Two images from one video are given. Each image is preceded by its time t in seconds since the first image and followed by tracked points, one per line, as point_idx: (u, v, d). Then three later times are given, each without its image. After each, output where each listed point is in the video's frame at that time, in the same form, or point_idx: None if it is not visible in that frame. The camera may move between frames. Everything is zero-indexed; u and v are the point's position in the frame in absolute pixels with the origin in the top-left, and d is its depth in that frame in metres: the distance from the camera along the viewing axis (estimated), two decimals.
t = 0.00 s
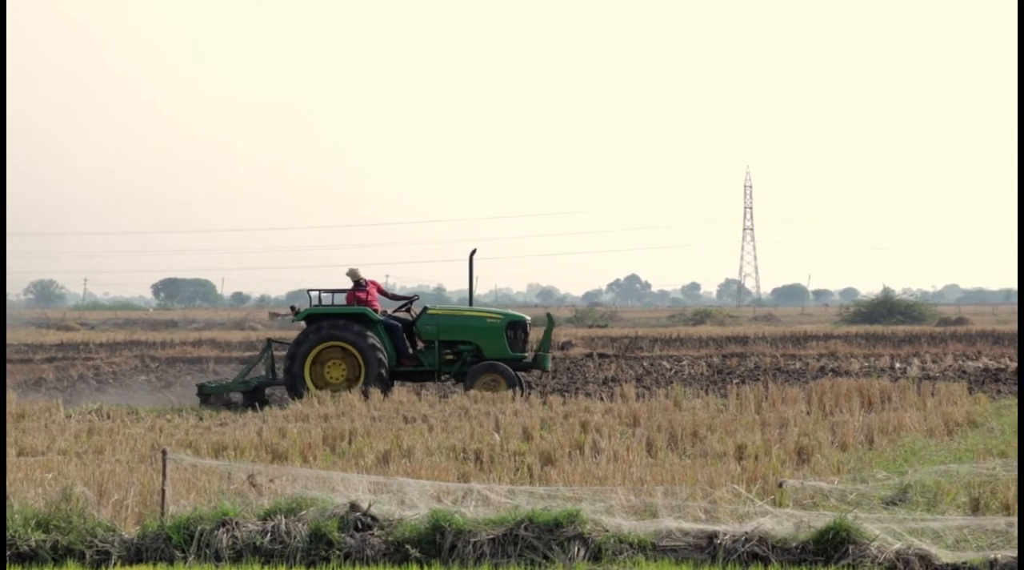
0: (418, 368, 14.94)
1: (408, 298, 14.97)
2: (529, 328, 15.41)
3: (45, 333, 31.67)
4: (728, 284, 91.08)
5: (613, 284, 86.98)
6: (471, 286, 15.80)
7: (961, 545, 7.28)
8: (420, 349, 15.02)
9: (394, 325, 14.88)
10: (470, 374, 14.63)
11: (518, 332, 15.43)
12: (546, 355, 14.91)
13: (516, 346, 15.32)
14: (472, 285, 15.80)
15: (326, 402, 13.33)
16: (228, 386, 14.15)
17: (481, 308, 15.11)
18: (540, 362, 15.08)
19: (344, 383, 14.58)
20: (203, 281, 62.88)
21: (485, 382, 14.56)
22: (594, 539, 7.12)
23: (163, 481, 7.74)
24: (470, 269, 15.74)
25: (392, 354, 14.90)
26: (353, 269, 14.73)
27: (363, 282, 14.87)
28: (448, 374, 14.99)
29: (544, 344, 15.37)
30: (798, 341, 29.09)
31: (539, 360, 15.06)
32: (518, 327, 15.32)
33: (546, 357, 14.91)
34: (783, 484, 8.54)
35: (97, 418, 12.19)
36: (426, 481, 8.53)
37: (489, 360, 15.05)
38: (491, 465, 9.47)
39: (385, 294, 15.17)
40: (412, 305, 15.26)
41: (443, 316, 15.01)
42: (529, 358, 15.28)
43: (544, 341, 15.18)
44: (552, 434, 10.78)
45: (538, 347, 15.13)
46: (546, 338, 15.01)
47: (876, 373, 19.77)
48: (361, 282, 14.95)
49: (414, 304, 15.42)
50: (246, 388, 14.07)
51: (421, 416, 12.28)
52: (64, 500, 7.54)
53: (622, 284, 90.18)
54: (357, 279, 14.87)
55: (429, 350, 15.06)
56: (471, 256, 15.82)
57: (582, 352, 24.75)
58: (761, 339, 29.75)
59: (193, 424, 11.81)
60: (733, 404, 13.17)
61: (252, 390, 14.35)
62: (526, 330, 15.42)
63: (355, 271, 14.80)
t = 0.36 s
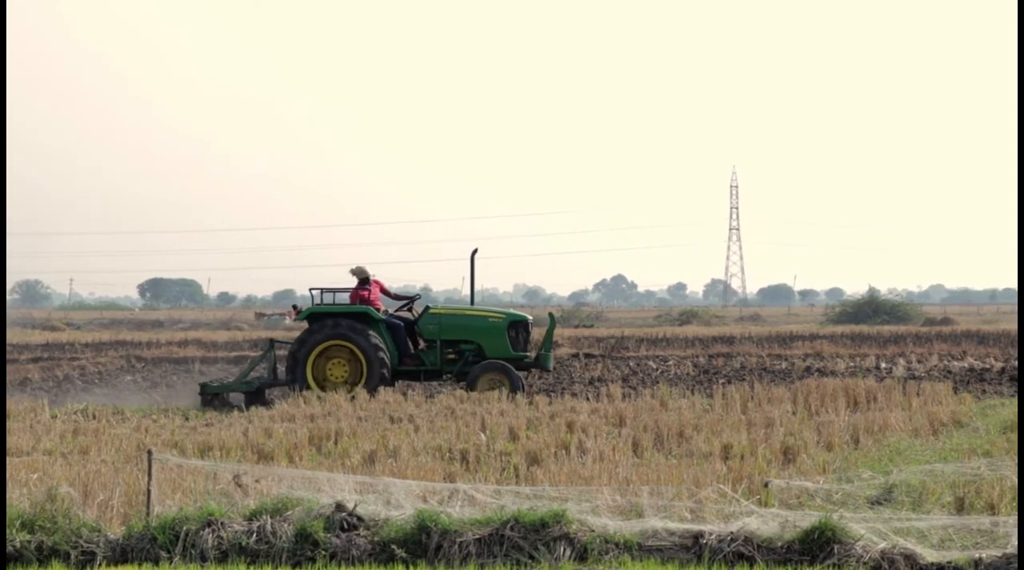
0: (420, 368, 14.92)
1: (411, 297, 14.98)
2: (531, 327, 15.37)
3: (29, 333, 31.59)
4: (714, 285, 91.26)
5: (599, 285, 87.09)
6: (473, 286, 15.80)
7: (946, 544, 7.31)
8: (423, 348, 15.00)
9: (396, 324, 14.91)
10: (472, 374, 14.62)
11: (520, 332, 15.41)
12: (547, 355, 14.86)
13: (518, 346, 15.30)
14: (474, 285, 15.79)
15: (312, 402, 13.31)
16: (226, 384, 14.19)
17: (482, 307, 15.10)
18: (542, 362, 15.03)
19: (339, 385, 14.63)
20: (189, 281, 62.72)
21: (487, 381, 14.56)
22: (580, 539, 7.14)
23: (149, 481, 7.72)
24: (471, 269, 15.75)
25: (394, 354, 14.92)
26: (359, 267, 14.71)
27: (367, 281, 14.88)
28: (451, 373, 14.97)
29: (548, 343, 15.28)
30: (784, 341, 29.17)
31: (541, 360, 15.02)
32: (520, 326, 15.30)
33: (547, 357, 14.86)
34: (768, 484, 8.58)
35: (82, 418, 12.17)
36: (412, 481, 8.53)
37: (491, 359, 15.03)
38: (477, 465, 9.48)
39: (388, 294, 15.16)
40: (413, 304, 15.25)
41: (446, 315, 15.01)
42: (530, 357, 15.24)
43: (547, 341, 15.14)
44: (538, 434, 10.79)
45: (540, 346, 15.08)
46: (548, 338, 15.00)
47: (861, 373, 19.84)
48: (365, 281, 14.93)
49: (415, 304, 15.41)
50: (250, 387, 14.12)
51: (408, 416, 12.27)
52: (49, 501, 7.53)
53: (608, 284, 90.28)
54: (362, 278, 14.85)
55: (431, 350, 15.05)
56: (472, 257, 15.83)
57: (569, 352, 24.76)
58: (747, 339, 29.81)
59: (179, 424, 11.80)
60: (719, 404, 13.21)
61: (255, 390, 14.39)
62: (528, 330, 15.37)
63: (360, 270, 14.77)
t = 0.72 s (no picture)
0: (422, 368, 14.91)
1: (412, 299, 15.04)
2: (532, 327, 15.37)
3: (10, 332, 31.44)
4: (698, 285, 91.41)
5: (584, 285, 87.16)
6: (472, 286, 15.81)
7: (928, 544, 7.36)
8: (424, 348, 15.02)
9: (397, 324, 14.91)
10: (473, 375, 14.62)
11: (521, 331, 15.40)
12: (547, 355, 14.83)
13: (519, 345, 15.30)
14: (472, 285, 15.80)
15: (295, 402, 13.30)
16: (227, 386, 14.23)
17: (484, 306, 15.13)
18: (544, 361, 15.00)
19: (331, 384, 14.64)
20: (172, 281, 62.51)
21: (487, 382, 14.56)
22: (563, 539, 7.16)
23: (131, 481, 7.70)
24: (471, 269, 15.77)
25: (395, 353, 14.93)
26: (365, 265, 14.75)
27: (371, 280, 14.92)
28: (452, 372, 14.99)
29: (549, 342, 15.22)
30: (767, 341, 29.23)
31: (543, 358, 15.01)
32: (521, 326, 15.29)
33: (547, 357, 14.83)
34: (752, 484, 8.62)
35: (65, 418, 12.12)
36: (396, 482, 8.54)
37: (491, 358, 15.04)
38: (461, 465, 9.49)
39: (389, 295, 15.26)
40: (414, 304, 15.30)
41: (448, 314, 15.04)
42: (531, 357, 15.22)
43: (548, 340, 15.14)
44: (522, 434, 10.81)
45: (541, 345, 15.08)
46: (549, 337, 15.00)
47: (844, 373, 19.89)
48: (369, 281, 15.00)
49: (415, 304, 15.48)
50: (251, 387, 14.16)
51: (391, 416, 12.26)
52: (31, 501, 7.51)
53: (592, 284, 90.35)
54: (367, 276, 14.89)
55: (432, 350, 15.06)
56: (472, 257, 15.85)
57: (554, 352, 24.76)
58: (730, 339, 29.86)
59: (162, 424, 11.78)
60: (702, 404, 13.25)
61: (257, 391, 14.42)
62: (530, 329, 15.35)
63: (366, 268, 14.80)
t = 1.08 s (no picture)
0: (423, 368, 14.91)
1: (412, 298, 15.03)
2: (533, 326, 15.39)
3: None
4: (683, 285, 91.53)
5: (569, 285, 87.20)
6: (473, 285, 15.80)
7: (912, 543, 7.40)
8: (424, 348, 15.02)
9: (398, 323, 14.90)
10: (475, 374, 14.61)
11: (522, 330, 15.42)
12: (549, 355, 14.85)
13: (519, 344, 15.31)
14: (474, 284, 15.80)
15: (281, 402, 13.28)
16: (228, 386, 14.27)
17: (485, 306, 15.13)
18: (545, 361, 15.00)
19: (328, 381, 14.67)
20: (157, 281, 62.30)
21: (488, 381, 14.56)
22: (549, 539, 7.17)
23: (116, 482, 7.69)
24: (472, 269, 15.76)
25: (396, 353, 14.93)
26: (367, 266, 14.72)
27: (373, 281, 14.89)
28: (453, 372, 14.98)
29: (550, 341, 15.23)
30: (752, 341, 29.26)
31: (545, 358, 15.00)
32: (522, 325, 15.31)
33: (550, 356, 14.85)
34: (737, 484, 8.65)
35: (49, 419, 12.07)
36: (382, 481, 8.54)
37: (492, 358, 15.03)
38: (446, 465, 9.49)
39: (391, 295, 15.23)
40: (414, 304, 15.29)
41: (449, 314, 15.04)
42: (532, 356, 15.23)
43: (548, 340, 15.13)
44: (507, 434, 10.81)
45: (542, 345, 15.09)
46: (550, 337, 15.03)
47: (829, 373, 19.91)
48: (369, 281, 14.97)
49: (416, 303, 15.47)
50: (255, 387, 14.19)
51: (377, 416, 12.25)
52: (15, 502, 7.48)
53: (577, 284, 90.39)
54: (368, 276, 14.84)
55: (433, 349, 15.06)
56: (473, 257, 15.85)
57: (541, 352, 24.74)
58: (715, 339, 29.88)
59: (147, 424, 11.75)
60: (687, 403, 13.29)
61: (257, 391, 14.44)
62: (531, 328, 15.36)
63: (368, 268, 14.76)
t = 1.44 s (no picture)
0: (425, 368, 14.89)
1: (412, 298, 15.03)
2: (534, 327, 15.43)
3: None
4: (667, 284, 91.63)
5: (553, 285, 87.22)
6: (473, 285, 15.83)
7: (894, 542, 7.46)
8: (426, 348, 15.02)
9: (400, 324, 14.89)
10: (477, 375, 14.60)
11: (523, 331, 15.44)
12: (553, 356, 14.93)
13: (520, 345, 15.32)
14: (474, 284, 15.82)
15: (264, 402, 13.26)
16: (231, 384, 14.44)
17: (487, 307, 15.14)
18: (546, 361, 15.02)
19: (326, 377, 14.71)
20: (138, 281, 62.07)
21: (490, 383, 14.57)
22: (532, 538, 7.19)
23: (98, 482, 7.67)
24: (471, 270, 15.78)
25: (398, 353, 14.90)
26: (369, 267, 14.71)
27: (374, 280, 14.87)
28: (454, 373, 14.96)
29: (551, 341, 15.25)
30: (735, 341, 29.29)
31: (545, 358, 15.02)
32: (524, 326, 15.32)
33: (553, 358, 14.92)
34: (720, 483, 8.69)
35: (32, 419, 12.02)
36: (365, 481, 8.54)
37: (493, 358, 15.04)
38: (429, 465, 9.50)
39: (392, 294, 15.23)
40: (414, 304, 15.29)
41: (451, 315, 15.05)
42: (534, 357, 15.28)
43: (550, 341, 15.17)
44: (491, 434, 10.82)
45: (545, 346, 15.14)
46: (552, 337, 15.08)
47: (812, 373, 19.97)
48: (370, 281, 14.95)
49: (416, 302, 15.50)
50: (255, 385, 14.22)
51: (360, 416, 12.24)
52: None
53: (561, 284, 90.43)
54: (368, 277, 14.82)
55: (435, 350, 15.07)
56: (473, 257, 15.87)
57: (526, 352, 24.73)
58: (699, 339, 29.89)
59: (130, 424, 11.73)
60: (671, 403, 13.33)
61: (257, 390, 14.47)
62: (532, 329, 15.39)
63: (369, 269, 14.75)
